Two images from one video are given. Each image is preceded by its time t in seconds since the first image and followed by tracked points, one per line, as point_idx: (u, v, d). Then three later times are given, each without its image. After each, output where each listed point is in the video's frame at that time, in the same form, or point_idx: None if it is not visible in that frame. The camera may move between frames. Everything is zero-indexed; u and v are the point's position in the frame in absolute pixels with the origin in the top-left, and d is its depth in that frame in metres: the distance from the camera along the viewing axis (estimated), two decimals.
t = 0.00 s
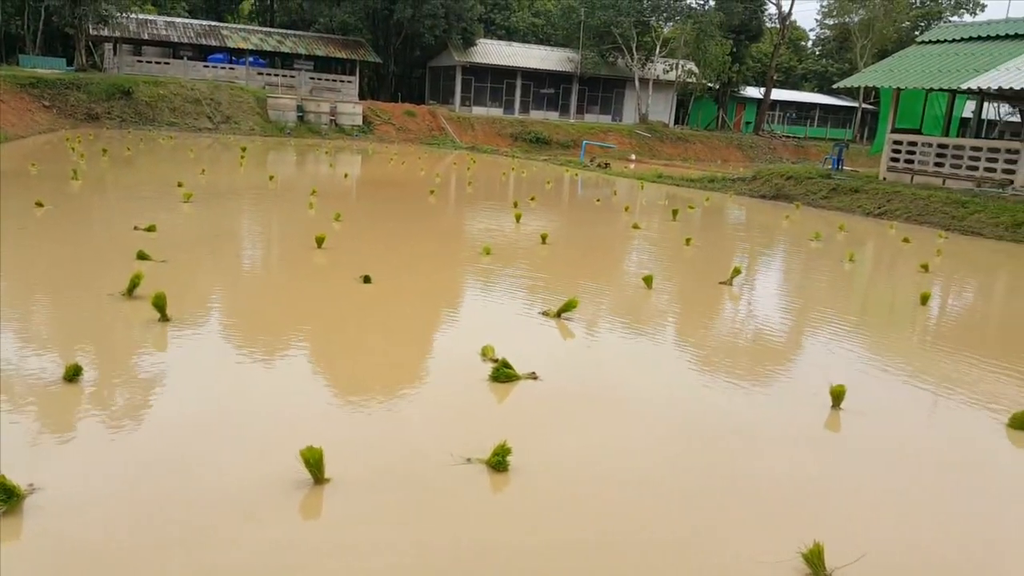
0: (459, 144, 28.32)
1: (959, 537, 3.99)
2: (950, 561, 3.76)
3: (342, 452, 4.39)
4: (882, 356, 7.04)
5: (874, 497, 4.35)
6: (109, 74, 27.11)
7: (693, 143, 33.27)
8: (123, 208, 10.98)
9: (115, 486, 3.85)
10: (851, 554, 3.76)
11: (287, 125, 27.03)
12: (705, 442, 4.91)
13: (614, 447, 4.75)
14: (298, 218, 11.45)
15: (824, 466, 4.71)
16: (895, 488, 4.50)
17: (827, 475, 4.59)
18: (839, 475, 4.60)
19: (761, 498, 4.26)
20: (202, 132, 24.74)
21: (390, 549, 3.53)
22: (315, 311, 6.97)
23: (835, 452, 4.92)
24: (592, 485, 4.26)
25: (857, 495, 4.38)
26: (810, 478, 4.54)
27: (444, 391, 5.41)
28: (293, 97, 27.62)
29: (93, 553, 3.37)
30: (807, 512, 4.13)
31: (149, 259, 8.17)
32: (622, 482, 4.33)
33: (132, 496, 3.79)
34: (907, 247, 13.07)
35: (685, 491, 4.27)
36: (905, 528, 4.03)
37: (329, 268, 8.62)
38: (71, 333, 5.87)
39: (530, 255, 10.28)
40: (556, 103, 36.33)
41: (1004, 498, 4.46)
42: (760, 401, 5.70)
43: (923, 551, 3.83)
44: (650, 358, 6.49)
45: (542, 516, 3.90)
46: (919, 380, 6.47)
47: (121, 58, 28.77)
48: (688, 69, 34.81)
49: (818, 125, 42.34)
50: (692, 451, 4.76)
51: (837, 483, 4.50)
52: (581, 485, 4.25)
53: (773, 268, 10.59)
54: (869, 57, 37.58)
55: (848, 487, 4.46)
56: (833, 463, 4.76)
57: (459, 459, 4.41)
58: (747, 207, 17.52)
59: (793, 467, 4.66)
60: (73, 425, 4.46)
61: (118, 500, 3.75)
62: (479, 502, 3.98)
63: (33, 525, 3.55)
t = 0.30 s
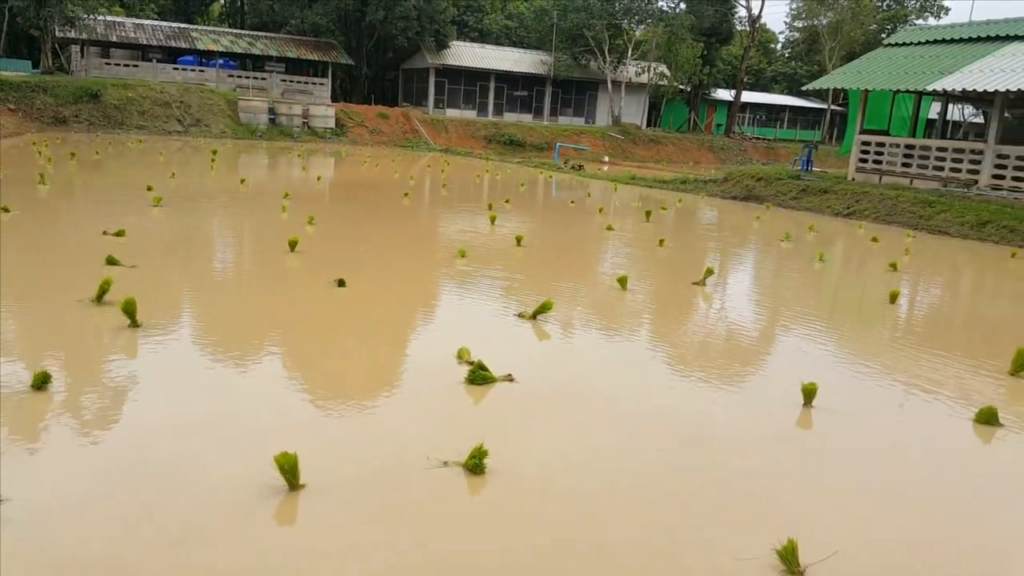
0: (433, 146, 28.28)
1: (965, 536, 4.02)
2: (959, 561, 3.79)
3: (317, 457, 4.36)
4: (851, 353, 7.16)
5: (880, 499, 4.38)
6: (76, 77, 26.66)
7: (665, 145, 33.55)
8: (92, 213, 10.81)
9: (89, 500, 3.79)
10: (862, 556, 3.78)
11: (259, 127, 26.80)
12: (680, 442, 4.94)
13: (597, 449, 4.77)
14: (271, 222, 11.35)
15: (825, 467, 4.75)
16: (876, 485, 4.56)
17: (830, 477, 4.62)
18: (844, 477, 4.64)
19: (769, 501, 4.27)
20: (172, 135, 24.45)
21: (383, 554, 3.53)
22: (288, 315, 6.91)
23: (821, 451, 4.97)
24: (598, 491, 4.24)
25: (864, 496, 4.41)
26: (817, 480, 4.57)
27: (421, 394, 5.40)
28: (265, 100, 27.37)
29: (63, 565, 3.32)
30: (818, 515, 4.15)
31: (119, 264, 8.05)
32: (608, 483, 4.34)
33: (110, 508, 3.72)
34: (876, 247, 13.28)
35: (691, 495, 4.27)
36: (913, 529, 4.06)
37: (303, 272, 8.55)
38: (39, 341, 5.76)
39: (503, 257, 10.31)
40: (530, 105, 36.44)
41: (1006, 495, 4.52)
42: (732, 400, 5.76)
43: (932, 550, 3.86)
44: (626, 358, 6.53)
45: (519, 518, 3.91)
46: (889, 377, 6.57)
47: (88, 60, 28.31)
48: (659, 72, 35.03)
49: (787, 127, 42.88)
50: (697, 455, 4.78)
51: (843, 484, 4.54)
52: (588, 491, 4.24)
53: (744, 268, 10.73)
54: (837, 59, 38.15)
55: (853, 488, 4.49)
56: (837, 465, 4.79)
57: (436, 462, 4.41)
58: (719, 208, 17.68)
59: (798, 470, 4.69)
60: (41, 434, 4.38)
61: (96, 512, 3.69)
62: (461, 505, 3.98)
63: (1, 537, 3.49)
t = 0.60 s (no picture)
0: (400, 149, 28.20)
1: (976, 536, 4.06)
2: (972, 561, 3.82)
3: (287, 464, 4.33)
4: (814, 350, 7.29)
5: (890, 498, 4.42)
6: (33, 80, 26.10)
7: (631, 147, 33.81)
8: (51, 219, 10.59)
9: (56, 524, 3.68)
10: (878, 555, 3.81)
11: (222, 131, 26.49)
12: (648, 441, 4.99)
13: (567, 449, 4.80)
14: (235, 226, 11.23)
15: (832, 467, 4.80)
16: (841, 479, 4.65)
17: (836, 477, 4.66)
18: (859, 477, 4.69)
19: (785, 502, 4.31)
20: (134, 140, 24.08)
21: (353, 560, 3.51)
22: (255, 321, 6.85)
23: (797, 448, 5.04)
24: (618, 496, 4.25)
25: (874, 496, 4.44)
26: (831, 480, 4.62)
27: (391, 398, 5.39)
28: (228, 103, 27.06)
29: None
30: (839, 516, 4.19)
31: (80, 272, 7.91)
32: (578, 484, 4.37)
33: (82, 532, 3.63)
34: (837, 245, 13.54)
35: (707, 497, 4.30)
36: (927, 530, 4.09)
37: (269, 276, 8.48)
38: None
39: (471, 259, 10.31)
40: (497, 108, 36.51)
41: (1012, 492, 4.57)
42: (700, 398, 5.84)
43: (943, 551, 3.89)
44: (595, 359, 6.56)
45: (489, 521, 3.92)
46: (851, 372, 6.70)
47: (45, 64, 27.73)
48: (625, 74, 35.31)
49: (750, 128, 43.50)
50: (710, 457, 4.82)
51: (857, 484, 4.58)
52: (606, 497, 4.24)
53: (708, 268, 10.86)
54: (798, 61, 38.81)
55: (865, 488, 4.53)
56: (847, 465, 4.84)
57: (407, 466, 4.41)
58: (685, 209, 17.87)
59: (810, 471, 4.73)
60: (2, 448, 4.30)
61: (67, 538, 3.59)
62: (432, 509, 3.98)
63: None
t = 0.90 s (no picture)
0: (363, 149, 28.00)
1: (964, 535, 4.09)
2: (967, 562, 3.83)
3: (251, 470, 4.27)
4: (777, 347, 7.39)
5: (853, 493, 4.49)
6: None
7: (594, 147, 33.98)
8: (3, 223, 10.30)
9: (9, 538, 3.59)
10: (875, 557, 3.82)
11: (181, 132, 26.04)
12: (614, 440, 5.01)
13: (534, 450, 4.80)
14: (195, 229, 11.04)
15: (830, 467, 4.84)
16: (806, 474, 4.72)
17: (801, 472, 4.72)
18: (858, 476, 4.72)
19: (785, 502, 4.33)
20: (90, 141, 23.55)
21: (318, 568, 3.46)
22: (215, 325, 6.73)
23: (762, 445, 5.10)
24: (615, 499, 4.24)
25: (837, 491, 4.51)
26: (831, 480, 4.65)
27: (357, 401, 5.34)
28: (186, 103, 26.61)
29: None
30: (838, 517, 4.20)
31: (34, 276, 7.71)
32: (545, 484, 4.37)
33: (36, 548, 3.52)
34: (797, 243, 13.77)
35: (684, 497, 4.31)
36: (913, 528, 4.12)
37: (231, 279, 8.35)
38: None
39: (437, 260, 10.24)
40: (460, 108, 36.45)
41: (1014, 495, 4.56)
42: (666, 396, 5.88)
43: (942, 553, 3.90)
44: (562, 360, 6.56)
45: (457, 524, 3.89)
46: (812, 368, 6.80)
47: None
48: (588, 74, 35.49)
49: (711, 128, 44.03)
50: (699, 457, 4.85)
51: (857, 484, 4.61)
52: (605, 500, 4.22)
53: (672, 267, 10.92)
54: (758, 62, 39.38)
55: (862, 488, 4.56)
56: (830, 464, 4.88)
57: (373, 470, 4.36)
58: (648, 208, 18.02)
59: (809, 470, 4.77)
60: None
61: (20, 554, 3.49)
62: (398, 513, 3.94)
63: None
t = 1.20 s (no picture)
0: (324, 150, 27.78)
1: (970, 537, 4.11)
2: (966, 561, 3.87)
3: (212, 477, 4.21)
4: (738, 343, 7.50)
5: (816, 488, 4.57)
6: None
7: (556, 147, 34.14)
8: None
9: None
10: (873, 557, 3.85)
11: (137, 134, 25.57)
12: (579, 439, 5.04)
13: (500, 451, 4.81)
14: (152, 232, 10.83)
15: (829, 467, 4.89)
16: (773, 470, 4.79)
17: (763, 469, 4.79)
18: (858, 476, 4.77)
19: (785, 503, 4.36)
20: (43, 144, 22.96)
21: None
22: (174, 330, 6.62)
23: (725, 441, 5.18)
24: (587, 499, 4.26)
25: (800, 486, 4.59)
26: (834, 480, 4.70)
27: (320, 405, 5.29)
28: (142, 104, 26.11)
29: None
30: (837, 517, 4.23)
31: None
32: (512, 485, 4.37)
33: None
34: (757, 241, 14.00)
35: (653, 496, 4.35)
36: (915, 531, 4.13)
37: (190, 284, 8.22)
38: None
39: (401, 262, 10.19)
40: (422, 108, 36.34)
41: (1012, 493, 4.61)
42: (629, 394, 5.93)
43: (941, 553, 3.93)
44: (526, 360, 6.59)
45: (424, 528, 3.87)
46: (772, 364, 6.92)
47: None
48: (549, 75, 35.67)
49: (671, 128, 44.54)
50: (692, 457, 4.89)
51: (858, 484, 4.65)
52: (585, 501, 4.24)
53: (635, 266, 11.03)
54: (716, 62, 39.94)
55: (859, 488, 4.61)
56: (841, 467, 4.90)
57: (338, 474, 4.33)
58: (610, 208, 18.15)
59: (808, 470, 4.81)
60: None
61: None
62: (364, 518, 3.91)
63: None
